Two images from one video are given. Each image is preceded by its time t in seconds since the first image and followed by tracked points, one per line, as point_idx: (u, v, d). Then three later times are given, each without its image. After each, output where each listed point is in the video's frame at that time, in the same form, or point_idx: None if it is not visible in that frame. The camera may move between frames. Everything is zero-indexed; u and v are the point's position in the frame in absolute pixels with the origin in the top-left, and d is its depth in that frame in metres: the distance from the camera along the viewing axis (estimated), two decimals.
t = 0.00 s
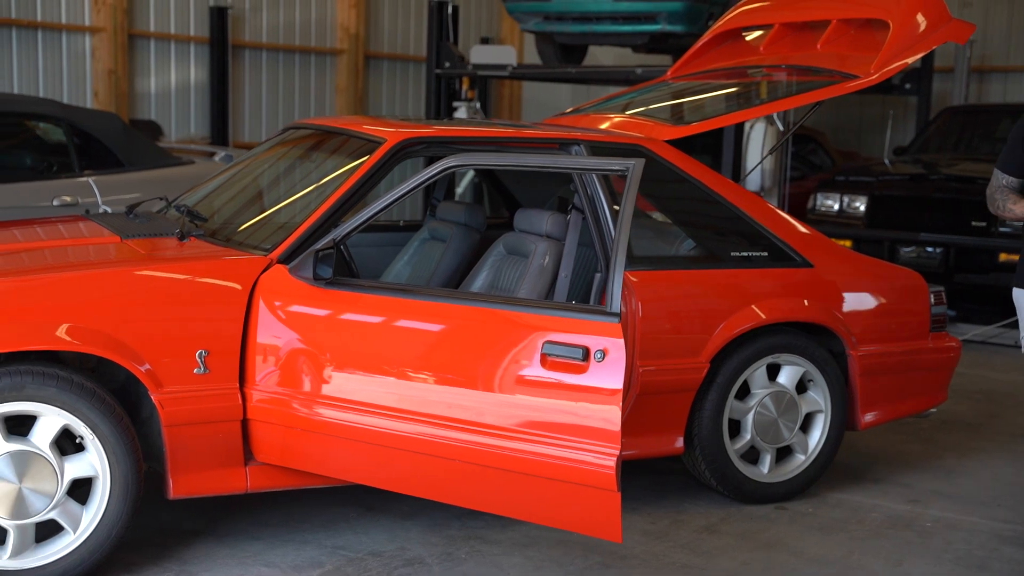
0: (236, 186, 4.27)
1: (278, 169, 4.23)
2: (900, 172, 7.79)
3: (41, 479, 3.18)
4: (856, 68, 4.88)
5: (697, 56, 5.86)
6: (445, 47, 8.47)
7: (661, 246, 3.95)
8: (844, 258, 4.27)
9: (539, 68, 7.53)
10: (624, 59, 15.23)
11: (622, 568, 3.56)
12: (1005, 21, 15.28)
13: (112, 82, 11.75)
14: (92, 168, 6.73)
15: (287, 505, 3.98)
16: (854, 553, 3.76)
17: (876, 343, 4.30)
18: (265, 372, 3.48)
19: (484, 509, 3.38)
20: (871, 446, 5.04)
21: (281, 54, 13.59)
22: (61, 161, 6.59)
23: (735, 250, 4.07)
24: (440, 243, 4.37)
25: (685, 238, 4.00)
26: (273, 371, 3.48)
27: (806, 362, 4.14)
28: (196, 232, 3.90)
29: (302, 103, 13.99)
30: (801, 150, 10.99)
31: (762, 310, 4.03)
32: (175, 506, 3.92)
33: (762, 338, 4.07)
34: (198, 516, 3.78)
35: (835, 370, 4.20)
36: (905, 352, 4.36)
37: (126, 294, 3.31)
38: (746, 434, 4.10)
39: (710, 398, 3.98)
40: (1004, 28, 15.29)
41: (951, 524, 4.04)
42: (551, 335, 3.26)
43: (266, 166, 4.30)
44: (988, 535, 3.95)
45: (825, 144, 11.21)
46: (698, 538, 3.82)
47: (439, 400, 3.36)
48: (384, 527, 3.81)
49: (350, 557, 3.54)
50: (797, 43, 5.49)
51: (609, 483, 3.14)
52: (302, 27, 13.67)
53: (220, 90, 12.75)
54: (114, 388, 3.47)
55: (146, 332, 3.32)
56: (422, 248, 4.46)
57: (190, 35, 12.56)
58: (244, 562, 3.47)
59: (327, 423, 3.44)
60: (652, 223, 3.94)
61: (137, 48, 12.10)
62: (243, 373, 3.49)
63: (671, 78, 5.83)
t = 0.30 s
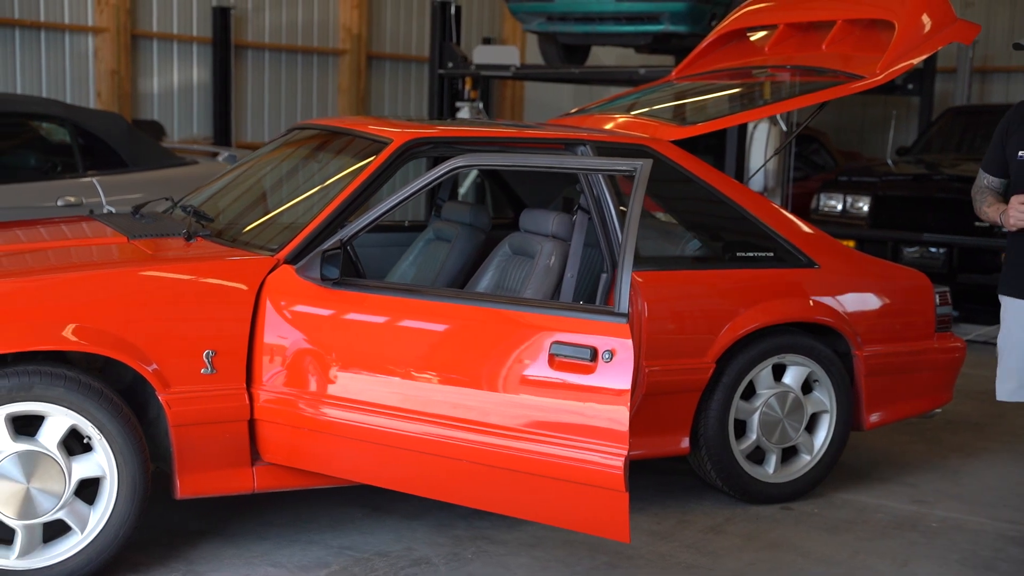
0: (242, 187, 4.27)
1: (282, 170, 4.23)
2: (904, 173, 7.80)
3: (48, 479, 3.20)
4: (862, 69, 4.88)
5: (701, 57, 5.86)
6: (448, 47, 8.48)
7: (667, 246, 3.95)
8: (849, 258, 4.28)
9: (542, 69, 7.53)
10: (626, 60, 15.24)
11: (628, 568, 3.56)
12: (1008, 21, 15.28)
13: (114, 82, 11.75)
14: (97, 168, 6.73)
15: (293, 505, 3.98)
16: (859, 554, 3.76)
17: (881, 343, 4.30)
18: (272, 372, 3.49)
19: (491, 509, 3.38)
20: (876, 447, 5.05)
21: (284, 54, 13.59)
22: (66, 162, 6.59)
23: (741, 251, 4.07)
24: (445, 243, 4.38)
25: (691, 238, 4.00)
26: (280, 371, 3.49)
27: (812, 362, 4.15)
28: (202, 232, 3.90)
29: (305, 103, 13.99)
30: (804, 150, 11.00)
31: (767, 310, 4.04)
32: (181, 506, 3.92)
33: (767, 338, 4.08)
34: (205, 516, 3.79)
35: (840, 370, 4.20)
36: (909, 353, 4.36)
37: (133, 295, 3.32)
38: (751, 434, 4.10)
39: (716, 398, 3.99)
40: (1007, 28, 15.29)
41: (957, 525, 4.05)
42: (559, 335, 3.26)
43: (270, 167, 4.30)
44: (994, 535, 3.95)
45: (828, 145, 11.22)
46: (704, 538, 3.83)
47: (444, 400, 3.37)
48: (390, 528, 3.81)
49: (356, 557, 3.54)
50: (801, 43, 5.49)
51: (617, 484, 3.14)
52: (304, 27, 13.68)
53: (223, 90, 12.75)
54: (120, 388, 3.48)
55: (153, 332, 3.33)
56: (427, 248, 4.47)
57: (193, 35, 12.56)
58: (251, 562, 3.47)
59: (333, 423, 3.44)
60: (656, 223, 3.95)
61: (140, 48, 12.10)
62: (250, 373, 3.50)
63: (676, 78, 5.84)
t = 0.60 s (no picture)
0: (244, 188, 4.27)
1: (284, 172, 4.23)
2: (906, 174, 7.81)
3: (53, 480, 3.20)
4: (865, 69, 4.89)
5: (704, 57, 5.86)
6: (450, 48, 8.48)
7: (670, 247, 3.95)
8: (853, 259, 4.28)
9: (543, 69, 7.53)
10: (627, 61, 15.29)
11: (632, 569, 3.56)
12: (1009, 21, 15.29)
13: (116, 82, 11.76)
14: (99, 168, 6.74)
15: (297, 506, 3.98)
16: (862, 555, 3.76)
17: (884, 344, 4.31)
18: (276, 373, 3.49)
19: (494, 510, 3.37)
20: (879, 447, 5.05)
21: (285, 55, 13.59)
22: (68, 162, 6.60)
23: (744, 251, 4.07)
24: (448, 244, 4.38)
25: (694, 239, 4.00)
26: (284, 372, 3.49)
27: (815, 362, 4.16)
28: (205, 232, 3.90)
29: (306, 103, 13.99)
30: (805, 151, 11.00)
31: (771, 311, 4.04)
32: (185, 506, 3.92)
33: (770, 339, 4.09)
34: (209, 517, 3.79)
35: (843, 371, 4.21)
36: (913, 353, 4.37)
37: (137, 295, 3.32)
38: (755, 435, 4.11)
39: (719, 398, 3.99)
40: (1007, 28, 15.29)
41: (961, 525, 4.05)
42: (563, 336, 3.26)
43: (272, 168, 4.30)
44: (997, 536, 3.95)
45: (829, 145, 11.23)
46: (708, 539, 3.84)
47: (447, 401, 3.37)
48: (394, 528, 3.81)
49: (360, 558, 3.54)
50: (804, 43, 5.49)
51: (621, 484, 3.13)
52: (306, 27, 13.68)
53: (224, 90, 12.76)
54: (124, 389, 3.48)
55: (157, 333, 3.33)
56: (430, 249, 4.47)
57: (194, 36, 12.56)
58: (255, 563, 3.47)
59: (335, 423, 3.44)
60: (660, 223, 3.95)
61: (141, 48, 12.11)
62: (254, 374, 3.50)
63: (679, 78, 5.84)
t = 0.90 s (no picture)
0: (248, 188, 4.27)
1: (285, 174, 4.23)
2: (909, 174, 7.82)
3: (58, 480, 3.21)
4: (870, 70, 4.90)
5: (707, 57, 5.85)
6: (451, 48, 8.49)
7: (672, 249, 3.95)
8: (857, 259, 4.28)
9: (545, 69, 7.53)
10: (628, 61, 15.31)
11: (637, 570, 3.56)
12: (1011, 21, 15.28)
13: (117, 83, 11.76)
14: (101, 169, 6.74)
15: (301, 507, 3.99)
16: (866, 558, 3.77)
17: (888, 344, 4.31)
18: (280, 374, 3.48)
19: (498, 510, 3.37)
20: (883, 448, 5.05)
21: (286, 55, 13.59)
22: (71, 162, 6.60)
23: (748, 252, 4.07)
24: (452, 244, 4.37)
25: (698, 239, 4.00)
26: (288, 373, 3.48)
27: (818, 363, 4.16)
28: (210, 233, 3.90)
29: (307, 103, 13.99)
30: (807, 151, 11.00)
31: (775, 311, 4.05)
32: (190, 507, 3.92)
33: (774, 339, 4.10)
34: (213, 518, 3.79)
35: (847, 371, 4.22)
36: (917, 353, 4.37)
37: (141, 296, 3.32)
38: (759, 435, 4.11)
39: (723, 399, 4.00)
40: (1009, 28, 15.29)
41: (965, 526, 4.05)
42: (568, 337, 3.25)
43: (273, 170, 4.30)
44: (1001, 537, 3.95)
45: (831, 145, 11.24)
46: (712, 540, 3.84)
47: (450, 402, 3.36)
48: (398, 529, 3.81)
49: (364, 559, 3.54)
50: (808, 44, 5.51)
51: (627, 486, 3.13)
52: (307, 27, 13.68)
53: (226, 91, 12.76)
54: (129, 391, 3.48)
55: (162, 334, 3.33)
56: (433, 249, 4.46)
57: (196, 36, 12.57)
58: (260, 564, 3.47)
59: (338, 424, 3.44)
60: (664, 224, 3.96)
61: (142, 49, 12.10)
62: (259, 375, 3.50)
63: (682, 78, 5.85)
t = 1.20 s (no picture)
0: (254, 189, 4.27)
1: (288, 176, 4.22)
2: (914, 174, 7.84)
3: (66, 481, 3.23)
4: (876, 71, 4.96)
5: (712, 57, 5.87)
6: (454, 48, 8.49)
7: (681, 247, 3.95)
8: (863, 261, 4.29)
9: (549, 70, 7.53)
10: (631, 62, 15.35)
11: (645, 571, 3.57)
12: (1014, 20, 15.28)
13: (121, 83, 11.74)
14: (106, 169, 6.75)
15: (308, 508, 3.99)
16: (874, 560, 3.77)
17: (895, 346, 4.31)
18: (288, 375, 3.48)
19: (505, 511, 3.37)
20: (889, 450, 5.06)
21: (290, 55, 13.60)
22: (75, 163, 6.61)
23: (754, 253, 4.08)
24: (458, 245, 4.38)
25: (705, 239, 4.00)
26: (296, 373, 3.48)
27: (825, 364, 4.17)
28: (216, 234, 3.89)
29: (310, 104, 13.99)
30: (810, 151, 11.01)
31: (781, 313, 4.05)
32: (197, 508, 3.93)
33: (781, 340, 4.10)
34: (220, 518, 3.79)
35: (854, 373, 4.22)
36: (923, 354, 4.38)
37: (148, 297, 3.32)
38: (766, 435, 4.13)
39: (731, 400, 4.00)
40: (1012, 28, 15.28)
41: (972, 528, 4.06)
42: (577, 338, 3.25)
43: (277, 172, 4.29)
44: (1009, 539, 3.96)
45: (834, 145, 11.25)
46: (719, 542, 3.86)
47: (454, 402, 3.36)
48: (405, 530, 3.81)
49: (372, 560, 3.54)
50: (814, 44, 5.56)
51: (637, 487, 3.13)
52: (310, 27, 13.68)
53: (229, 91, 12.75)
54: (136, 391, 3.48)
55: (170, 335, 3.33)
56: (439, 250, 4.47)
57: (199, 36, 12.57)
58: (267, 565, 3.47)
59: (344, 425, 3.43)
60: (671, 224, 3.95)
61: (146, 49, 12.10)
62: (266, 376, 3.49)
63: (688, 78, 5.90)
